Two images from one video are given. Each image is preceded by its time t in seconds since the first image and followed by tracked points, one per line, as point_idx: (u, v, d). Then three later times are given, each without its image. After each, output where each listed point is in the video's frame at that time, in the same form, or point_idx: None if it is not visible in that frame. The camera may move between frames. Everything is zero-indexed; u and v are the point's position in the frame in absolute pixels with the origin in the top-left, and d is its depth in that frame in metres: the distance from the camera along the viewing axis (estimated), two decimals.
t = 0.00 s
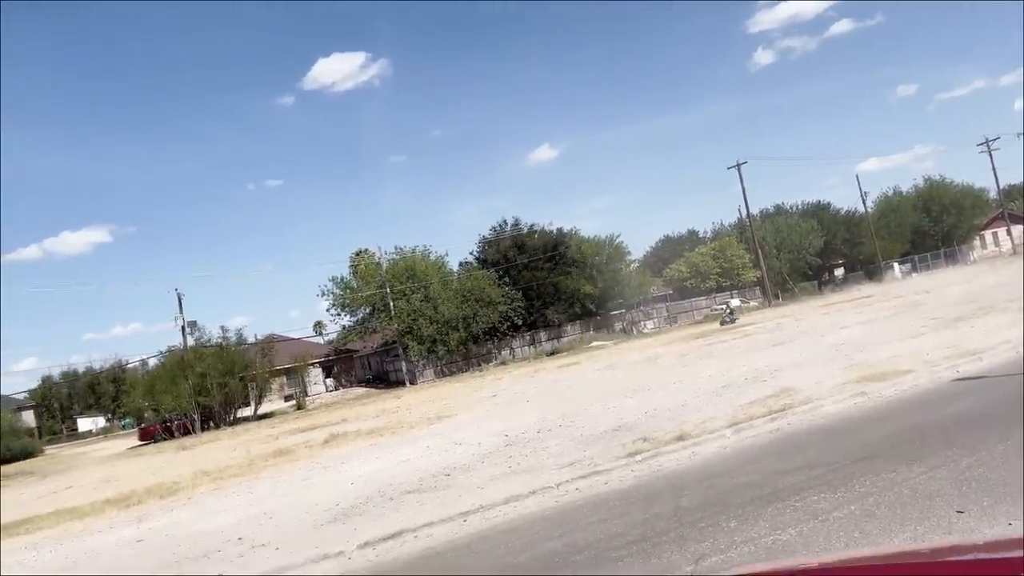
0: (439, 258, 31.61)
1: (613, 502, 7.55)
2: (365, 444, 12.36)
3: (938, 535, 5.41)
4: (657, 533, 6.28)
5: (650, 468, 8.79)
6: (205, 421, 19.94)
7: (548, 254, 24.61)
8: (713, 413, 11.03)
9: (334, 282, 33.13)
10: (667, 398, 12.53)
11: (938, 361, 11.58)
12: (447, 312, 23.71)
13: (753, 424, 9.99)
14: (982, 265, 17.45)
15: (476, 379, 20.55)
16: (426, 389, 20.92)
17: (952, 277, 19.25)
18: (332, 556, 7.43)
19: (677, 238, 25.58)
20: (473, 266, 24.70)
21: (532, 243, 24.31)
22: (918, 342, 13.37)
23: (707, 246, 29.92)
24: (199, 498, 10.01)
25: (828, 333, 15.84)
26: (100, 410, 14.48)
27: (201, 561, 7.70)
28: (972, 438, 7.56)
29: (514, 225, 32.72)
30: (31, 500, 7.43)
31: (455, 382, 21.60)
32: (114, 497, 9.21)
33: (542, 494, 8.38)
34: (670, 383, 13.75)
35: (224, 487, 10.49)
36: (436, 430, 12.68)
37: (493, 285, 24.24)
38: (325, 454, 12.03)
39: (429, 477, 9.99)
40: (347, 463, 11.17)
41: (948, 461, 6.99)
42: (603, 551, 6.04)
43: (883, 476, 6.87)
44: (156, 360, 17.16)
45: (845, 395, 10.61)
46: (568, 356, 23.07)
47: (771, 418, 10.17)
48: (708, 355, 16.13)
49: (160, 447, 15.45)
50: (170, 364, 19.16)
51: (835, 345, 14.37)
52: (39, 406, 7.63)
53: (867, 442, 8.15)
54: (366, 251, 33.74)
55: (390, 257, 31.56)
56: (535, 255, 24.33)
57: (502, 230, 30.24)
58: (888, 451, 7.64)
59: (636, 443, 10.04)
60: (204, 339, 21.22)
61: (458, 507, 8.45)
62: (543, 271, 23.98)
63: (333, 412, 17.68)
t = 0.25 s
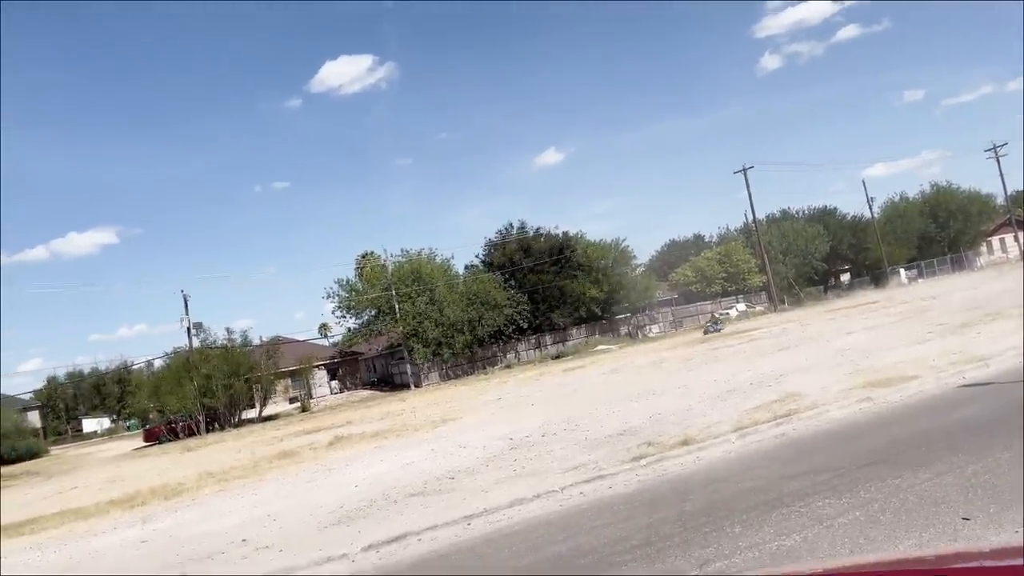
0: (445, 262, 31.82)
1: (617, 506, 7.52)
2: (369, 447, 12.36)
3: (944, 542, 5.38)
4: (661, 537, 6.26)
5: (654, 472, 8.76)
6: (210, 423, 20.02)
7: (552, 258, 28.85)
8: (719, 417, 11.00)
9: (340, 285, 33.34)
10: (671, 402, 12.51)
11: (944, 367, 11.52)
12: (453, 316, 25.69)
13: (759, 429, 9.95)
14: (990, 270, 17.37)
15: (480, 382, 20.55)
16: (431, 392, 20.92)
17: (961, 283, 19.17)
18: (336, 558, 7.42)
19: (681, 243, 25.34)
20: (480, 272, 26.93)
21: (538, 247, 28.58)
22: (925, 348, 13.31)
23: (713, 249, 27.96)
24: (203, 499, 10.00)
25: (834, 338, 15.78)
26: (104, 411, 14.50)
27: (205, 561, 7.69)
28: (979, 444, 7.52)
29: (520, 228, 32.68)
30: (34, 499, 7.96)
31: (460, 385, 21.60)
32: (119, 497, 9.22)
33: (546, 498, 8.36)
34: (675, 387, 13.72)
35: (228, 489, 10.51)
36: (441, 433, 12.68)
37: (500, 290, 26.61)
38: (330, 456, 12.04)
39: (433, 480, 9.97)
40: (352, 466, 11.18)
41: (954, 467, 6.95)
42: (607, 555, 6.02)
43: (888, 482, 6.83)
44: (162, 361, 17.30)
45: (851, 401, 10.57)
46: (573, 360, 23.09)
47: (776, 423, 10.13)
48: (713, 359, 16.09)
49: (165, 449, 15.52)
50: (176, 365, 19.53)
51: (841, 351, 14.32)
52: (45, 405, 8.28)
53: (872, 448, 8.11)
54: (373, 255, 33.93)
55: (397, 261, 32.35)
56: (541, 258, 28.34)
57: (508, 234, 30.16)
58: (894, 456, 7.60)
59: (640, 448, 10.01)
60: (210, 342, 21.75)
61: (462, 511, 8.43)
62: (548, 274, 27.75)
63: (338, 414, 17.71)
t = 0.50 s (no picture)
0: (450, 266, 32.37)
1: (619, 514, 7.50)
2: (372, 450, 12.37)
3: (947, 554, 5.35)
4: (662, 546, 6.24)
5: (657, 480, 8.75)
6: (214, 424, 20.10)
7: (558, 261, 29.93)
8: (722, 425, 10.97)
9: (346, 287, 33.60)
10: (675, 409, 12.48)
11: (949, 377, 11.46)
12: (459, 319, 29.77)
13: (762, 438, 9.93)
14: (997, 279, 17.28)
15: (485, 387, 20.53)
16: (435, 396, 20.90)
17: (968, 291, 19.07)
18: (337, 562, 7.41)
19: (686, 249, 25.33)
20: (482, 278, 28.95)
21: (542, 252, 29.91)
22: (930, 357, 13.25)
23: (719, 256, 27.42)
24: (205, 502, 10.00)
25: (839, 346, 15.74)
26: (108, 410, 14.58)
27: (206, 564, 7.68)
28: (983, 456, 7.48)
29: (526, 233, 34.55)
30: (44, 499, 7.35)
31: (465, 390, 21.62)
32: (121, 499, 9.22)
33: (548, 505, 8.35)
34: (679, 394, 13.69)
35: (230, 491, 10.53)
36: (444, 437, 12.68)
37: (505, 294, 27.99)
38: (333, 460, 12.05)
39: (435, 485, 9.97)
40: (354, 470, 11.19)
41: (957, 479, 6.92)
42: (609, 562, 6.00)
43: (891, 493, 6.81)
44: (167, 362, 17.42)
45: (855, 410, 10.53)
46: (577, 365, 23.11)
47: (779, 431, 10.10)
48: (718, 366, 16.06)
49: (170, 450, 15.58)
50: (181, 366, 19.57)
51: (846, 359, 14.28)
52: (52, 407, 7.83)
53: (876, 458, 8.07)
54: (379, 258, 34.08)
55: (403, 265, 32.73)
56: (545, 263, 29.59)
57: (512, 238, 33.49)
58: (897, 467, 7.58)
59: (643, 455, 9.99)
60: (215, 343, 21.88)
61: (463, 516, 8.43)
62: (553, 279, 28.19)
63: (343, 417, 17.73)
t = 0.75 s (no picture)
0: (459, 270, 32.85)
1: (624, 522, 7.45)
2: (378, 454, 12.36)
3: (955, 568, 5.28)
4: (666, 555, 6.18)
5: (662, 488, 8.69)
6: (220, 426, 20.16)
7: (566, 268, 33.96)
8: (729, 434, 10.90)
9: (353, 290, 33.75)
10: (681, 417, 12.41)
11: (959, 388, 11.35)
12: (466, 325, 30.63)
13: (769, 447, 9.85)
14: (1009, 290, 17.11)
15: (491, 391, 20.49)
16: (442, 401, 20.89)
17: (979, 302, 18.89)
18: (339, 566, 7.37)
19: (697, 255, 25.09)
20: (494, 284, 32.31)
21: (551, 258, 33.85)
22: (940, 368, 13.13)
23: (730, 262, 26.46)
24: (209, 503, 9.99)
25: (847, 356, 15.63)
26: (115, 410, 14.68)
27: (208, 566, 7.66)
28: (993, 468, 7.39)
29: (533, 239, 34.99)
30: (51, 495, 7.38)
31: (471, 395, 21.58)
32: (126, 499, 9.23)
33: (552, 512, 8.30)
34: (686, 401, 13.62)
35: (235, 493, 10.53)
36: (450, 442, 12.65)
37: (513, 301, 32.28)
38: (338, 463, 12.04)
39: (439, 490, 9.94)
40: (359, 473, 11.17)
41: (966, 491, 6.84)
42: (613, 571, 5.94)
43: (899, 505, 6.73)
44: (174, 363, 17.55)
45: (863, 421, 10.44)
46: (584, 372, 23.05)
47: (787, 441, 10.03)
48: (725, 375, 15.97)
49: (176, 451, 15.62)
50: (187, 368, 19.68)
51: (855, 369, 14.17)
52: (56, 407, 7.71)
53: (884, 469, 7.99)
54: (387, 262, 34.12)
55: (410, 268, 32.59)
56: (554, 269, 33.73)
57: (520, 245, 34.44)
58: (905, 479, 7.50)
59: (649, 463, 9.93)
60: (222, 344, 22.06)
61: (467, 522, 8.39)
62: (561, 284, 33.50)
63: (349, 420, 17.73)
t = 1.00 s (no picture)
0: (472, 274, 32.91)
1: (633, 528, 7.44)
2: (388, 455, 12.40)
3: None
4: (676, 561, 6.17)
5: (672, 494, 8.67)
6: (234, 425, 20.34)
7: (578, 273, 34.22)
8: (741, 441, 10.85)
9: (367, 293, 33.96)
10: (692, 424, 12.37)
11: (974, 399, 11.23)
12: (479, 328, 30.72)
13: (780, 455, 9.80)
14: None
15: (502, 395, 20.49)
16: (453, 403, 20.91)
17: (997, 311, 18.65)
18: (349, 566, 7.40)
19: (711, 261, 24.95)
20: (506, 287, 32.32)
21: (564, 262, 34.03)
22: (955, 379, 12.99)
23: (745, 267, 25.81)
24: (222, 502, 10.07)
25: (861, 364, 15.48)
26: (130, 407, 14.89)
27: (220, 563, 7.71)
28: (1008, 480, 7.32)
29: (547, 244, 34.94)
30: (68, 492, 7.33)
31: (482, 398, 21.58)
32: (140, 496, 9.34)
33: (561, 516, 8.30)
34: (698, 408, 13.57)
35: (246, 492, 10.61)
36: (460, 444, 12.67)
37: (525, 305, 32.35)
38: (349, 463, 12.10)
39: (449, 492, 9.96)
40: (370, 474, 11.22)
41: (979, 503, 6.79)
42: None
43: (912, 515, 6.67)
44: (189, 362, 17.75)
45: (876, 430, 10.36)
46: (596, 377, 22.99)
47: (798, 449, 9.97)
48: (738, 382, 15.88)
49: (189, 448, 15.75)
50: (202, 366, 19.91)
51: (869, 378, 14.05)
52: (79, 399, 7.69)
53: (897, 479, 7.94)
54: (401, 265, 34.20)
55: (423, 271, 32.58)
56: (566, 273, 33.94)
57: (533, 249, 34.47)
58: (917, 489, 7.44)
59: (659, 469, 9.91)
60: (237, 344, 22.30)
61: (477, 524, 8.40)
62: (572, 289, 33.69)
63: (360, 421, 17.79)
